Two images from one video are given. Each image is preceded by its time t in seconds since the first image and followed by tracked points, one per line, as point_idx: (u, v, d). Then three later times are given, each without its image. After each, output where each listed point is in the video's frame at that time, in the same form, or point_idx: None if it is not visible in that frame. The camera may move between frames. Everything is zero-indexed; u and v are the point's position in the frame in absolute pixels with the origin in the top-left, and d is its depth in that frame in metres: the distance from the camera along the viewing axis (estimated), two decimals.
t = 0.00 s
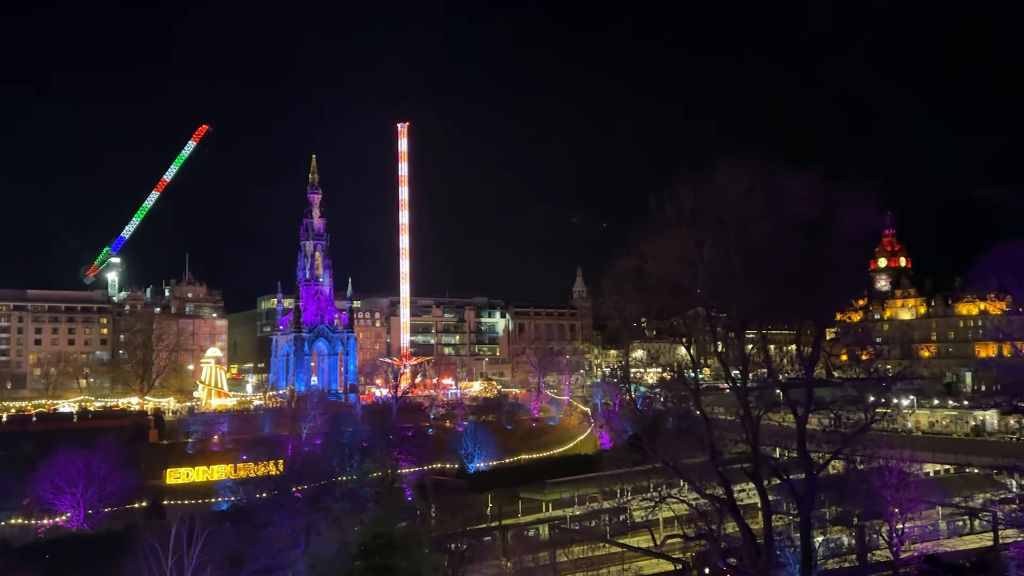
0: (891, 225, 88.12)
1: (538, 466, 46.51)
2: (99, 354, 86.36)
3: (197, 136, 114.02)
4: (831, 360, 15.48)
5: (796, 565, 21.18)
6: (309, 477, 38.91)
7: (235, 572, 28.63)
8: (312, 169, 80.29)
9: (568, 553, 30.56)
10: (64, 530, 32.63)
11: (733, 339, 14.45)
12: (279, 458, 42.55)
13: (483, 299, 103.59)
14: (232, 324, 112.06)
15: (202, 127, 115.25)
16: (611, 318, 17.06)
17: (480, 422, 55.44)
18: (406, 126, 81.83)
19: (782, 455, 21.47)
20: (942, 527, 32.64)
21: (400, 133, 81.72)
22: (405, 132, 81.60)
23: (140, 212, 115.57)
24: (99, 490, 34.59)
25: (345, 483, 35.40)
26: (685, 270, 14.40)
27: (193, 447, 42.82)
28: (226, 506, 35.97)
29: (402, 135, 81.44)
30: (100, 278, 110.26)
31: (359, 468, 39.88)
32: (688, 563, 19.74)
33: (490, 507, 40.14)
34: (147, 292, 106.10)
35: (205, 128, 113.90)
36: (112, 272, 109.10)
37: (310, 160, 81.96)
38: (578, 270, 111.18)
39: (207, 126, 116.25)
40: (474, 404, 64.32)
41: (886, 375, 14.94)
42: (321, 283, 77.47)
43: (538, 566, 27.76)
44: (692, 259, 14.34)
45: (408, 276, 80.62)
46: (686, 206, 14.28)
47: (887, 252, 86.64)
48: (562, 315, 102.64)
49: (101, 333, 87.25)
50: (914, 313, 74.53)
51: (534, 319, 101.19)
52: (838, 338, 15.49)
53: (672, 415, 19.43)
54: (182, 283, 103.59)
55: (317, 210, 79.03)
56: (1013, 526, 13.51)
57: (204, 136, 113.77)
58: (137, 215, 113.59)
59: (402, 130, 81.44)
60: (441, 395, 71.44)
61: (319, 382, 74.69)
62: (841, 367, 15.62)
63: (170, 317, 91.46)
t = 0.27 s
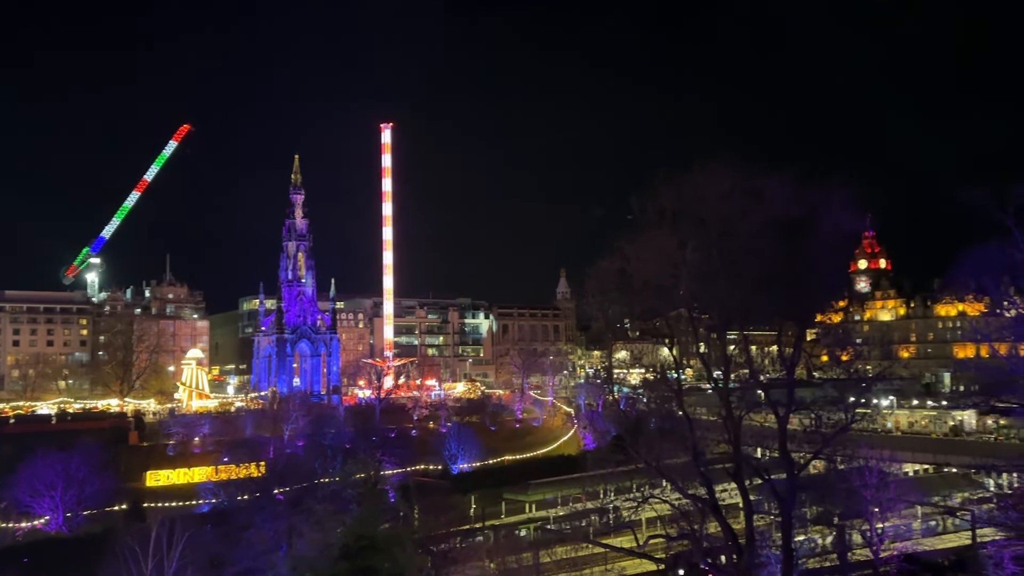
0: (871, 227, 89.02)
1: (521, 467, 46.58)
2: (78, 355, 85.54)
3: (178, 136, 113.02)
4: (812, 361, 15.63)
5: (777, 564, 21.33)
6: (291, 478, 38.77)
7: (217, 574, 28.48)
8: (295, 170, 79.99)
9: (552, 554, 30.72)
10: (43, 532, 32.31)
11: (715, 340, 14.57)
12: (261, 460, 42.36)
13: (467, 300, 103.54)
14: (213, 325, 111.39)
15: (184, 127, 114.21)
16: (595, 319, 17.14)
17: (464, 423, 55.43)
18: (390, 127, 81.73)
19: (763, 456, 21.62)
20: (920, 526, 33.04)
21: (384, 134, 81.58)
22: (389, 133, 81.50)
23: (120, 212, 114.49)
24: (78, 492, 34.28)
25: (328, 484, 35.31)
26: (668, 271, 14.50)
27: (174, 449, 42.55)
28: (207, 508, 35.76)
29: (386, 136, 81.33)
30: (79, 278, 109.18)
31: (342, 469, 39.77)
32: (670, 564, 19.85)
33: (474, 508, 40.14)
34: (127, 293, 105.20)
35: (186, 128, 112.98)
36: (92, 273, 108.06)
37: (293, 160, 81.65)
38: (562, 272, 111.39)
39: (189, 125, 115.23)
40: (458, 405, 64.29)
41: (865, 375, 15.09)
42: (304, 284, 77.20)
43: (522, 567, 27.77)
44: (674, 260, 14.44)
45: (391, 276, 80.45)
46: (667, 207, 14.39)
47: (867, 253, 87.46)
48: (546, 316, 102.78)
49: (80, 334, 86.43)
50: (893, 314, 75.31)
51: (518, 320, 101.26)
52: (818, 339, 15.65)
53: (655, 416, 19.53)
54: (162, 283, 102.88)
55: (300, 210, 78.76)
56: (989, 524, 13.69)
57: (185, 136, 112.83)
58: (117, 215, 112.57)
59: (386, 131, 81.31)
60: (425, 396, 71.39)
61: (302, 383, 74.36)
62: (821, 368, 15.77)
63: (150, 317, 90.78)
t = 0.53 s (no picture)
0: (851, 228, 89.80)
1: (505, 469, 46.55)
2: (56, 360, 84.55)
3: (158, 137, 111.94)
4: (793, 362, 15.71)
5: (760, 564, 21.42)
6: (273, 482, 38.53)
7: None
8: (276, 171, 79.58)
9: (536, 555, 30.76)
10: (20, 538, 31.89)
11: (698, 341, 14.61)
12: (242, 464, 42.09)
13: (450, 302, 103.37)
14: (194, 328, 110.51)
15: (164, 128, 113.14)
16: (578, 321, 17.13)
17: (447, 426, 55.30)
18: (372, 128, 81.50)
19: (745, 456, 21.72)
20: (901, 525, 33.35)
21: (366, 136, 81.33)
22: (371, 135, 81.28)
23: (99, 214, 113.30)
24: (56, 498, 33.85)
25: (310, 488, 35.12)
26: (651, 273, 14.51)
27: (154, 454, 42.16)
28: (188, 513, 35.45)
29: (368, 137, 81.09)
30: (58, 281, 107.95)
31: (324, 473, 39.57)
32: (653, 565, 19.88)
33: (457, 511, 40.07)
34: (106, 296, 104.14)
35: (167, 129, 111.93)
36: (71, 276, 106.88)
37: (274, 161, 81.22)
38: (545, 273, 111.46)
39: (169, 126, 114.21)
40: (442, 407, 64.16)
41: (845, 376, 15.19)
42: (286, 286, 76.81)
43: (506, 570, 27.71)
44: (657, 262, 14.47)
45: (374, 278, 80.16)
46: (650, 209, 14.42)
47: (847, 254, 88.18)
48: (529, 317, 102.79)
49: (58, 338, 85.46)
50: (873, 315, 75.97)
51: (502, 321, 101.21)
52: (800, 339, 15.73)
53: (639, 418, 19.55)
54: (142, 286, 101.97)
55: (281, 212, 78.37)
56: (967, 523, 13.80)
57: (165, 137, 111.81)
58: (97, 217, 111.43)
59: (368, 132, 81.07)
60: (408, 399, 71.18)
61: (283, 387, 73.90)
62: (802, 369, 15.85)
63: (130, 321, 89.93)
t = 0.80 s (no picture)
0: (834, 230, 90.46)
1: (491, 472, 46.49)
2: (37, 366, 83.67)
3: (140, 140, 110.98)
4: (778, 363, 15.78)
5: (745, 566, 21.50)
6: (257, 488, 38.29)
7: None
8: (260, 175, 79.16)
9: (524, 559, 30.76)
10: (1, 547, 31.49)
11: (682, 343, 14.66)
12: (226, 470, 41.81)
13: (436, 305, 103.14)
14: (177, 333, 109.68)
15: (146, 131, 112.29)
16: (563, 324, 17.14)
17: (433, 430, 55.18)
18: (356, 132, 81.26)
19: (730, 458, 21.79)
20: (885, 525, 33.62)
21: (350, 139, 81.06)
22: (354, 138, 81.00)
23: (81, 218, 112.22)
24: (37, 506, 33.43)
25: (295, 494, 34.90)
26: (635, 276, 14.52)
27: (137, 460, 41.78)
28: (171, 519, 35.16)
29: (352, 140, 80.82)
30: (38, 287, 106.82)
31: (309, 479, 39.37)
32: (639, 567, 19.90)
33: (444, 515, 39.96)
34: (87, 301, 103.17)
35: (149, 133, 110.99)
36: (51, 281, 105.79)
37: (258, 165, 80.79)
38: (530, 276, 111.47)
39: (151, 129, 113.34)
40: (427, 411, 64.00)
41: (829, 377, 15.24)
42: (269, 291, 76.41)
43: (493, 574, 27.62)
44: (642, 264, 14.47)
45: (359, 282, 79.87)
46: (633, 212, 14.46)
47: (830, 256, 88.77)
48: (515, 320, 102.76)
49: (39, 344, 84.58)
50: (856, 316, 76.52)
51: (487, 324, 101.13)
52: (784, 341, 15.80)
53: (624, 420, 19.58)
54: (124, 291, 101.13)
55: (264, 217, 77.97)
56: (951, 522, 13.89)
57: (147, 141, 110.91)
58: (78, 222, 110.37)
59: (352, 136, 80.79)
60: (394, 403, 70.98)
61: (267, 392, 73.42)
62: (787, 369, 15.88)
63: (112, 326, 89.14)
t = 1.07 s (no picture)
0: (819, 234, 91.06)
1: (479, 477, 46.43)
2: (21, 371, 82.93)
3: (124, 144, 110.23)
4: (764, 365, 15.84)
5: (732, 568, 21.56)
6: (244, 494, 38.08)
7: None
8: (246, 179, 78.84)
9: (512, 562, 30.79)
10: None
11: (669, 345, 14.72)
12: (212, 475, 41.56)
13: (423, 309, 102.99)
14: (162, 337, 108.97)
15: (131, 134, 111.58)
16: (550, 327, 17.16)
17: (421, 434, 55.08)
18: (342, 135, 81.08)
19: (717, 460, 21.83)
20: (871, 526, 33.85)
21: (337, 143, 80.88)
22: (341, 142, 80.82)
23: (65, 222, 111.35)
24: (21, 512, 33.08)
25: (282, 500, 34.72)
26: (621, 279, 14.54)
27: (122, 466, 41.49)
28: (157, 526, 34.89)
29: (339, 144, 80.62)
30: (22, 291, 105.88)
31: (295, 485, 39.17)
32: (627, 569, 19.90)
33: (431, 519, 39.83)
34: (71, 306, 102.33)
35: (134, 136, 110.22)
36: (35, 285, 104.86)
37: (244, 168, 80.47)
38: (518, 279, 111.52)
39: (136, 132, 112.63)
40: (415, 415, 63.86)
41: (814, 380, 15.34)
42: (256, 295, 76.05)
43: None
44: (628, 267, 14.52)
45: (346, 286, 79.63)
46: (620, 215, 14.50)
47: (816, 259, 89.30)
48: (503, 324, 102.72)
49: (23, 349, 83.85)
50: (842, 319, 77.01)
51: (475, 328, 101.08)
52: (769, 343, 15.86)
53: (611, 423, 19.59)
54: (109, 296, 100.44)
55: (251, 220, 77.65)
56: (935, 523, 13.96)
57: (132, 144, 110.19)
58: (62, 226, 109.53)
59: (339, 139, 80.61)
60: (381, 407, 70.80)
61: (254, 397, 73.04)
62: (772, 372, 15.97)
63: (96, 331, 88.50)
